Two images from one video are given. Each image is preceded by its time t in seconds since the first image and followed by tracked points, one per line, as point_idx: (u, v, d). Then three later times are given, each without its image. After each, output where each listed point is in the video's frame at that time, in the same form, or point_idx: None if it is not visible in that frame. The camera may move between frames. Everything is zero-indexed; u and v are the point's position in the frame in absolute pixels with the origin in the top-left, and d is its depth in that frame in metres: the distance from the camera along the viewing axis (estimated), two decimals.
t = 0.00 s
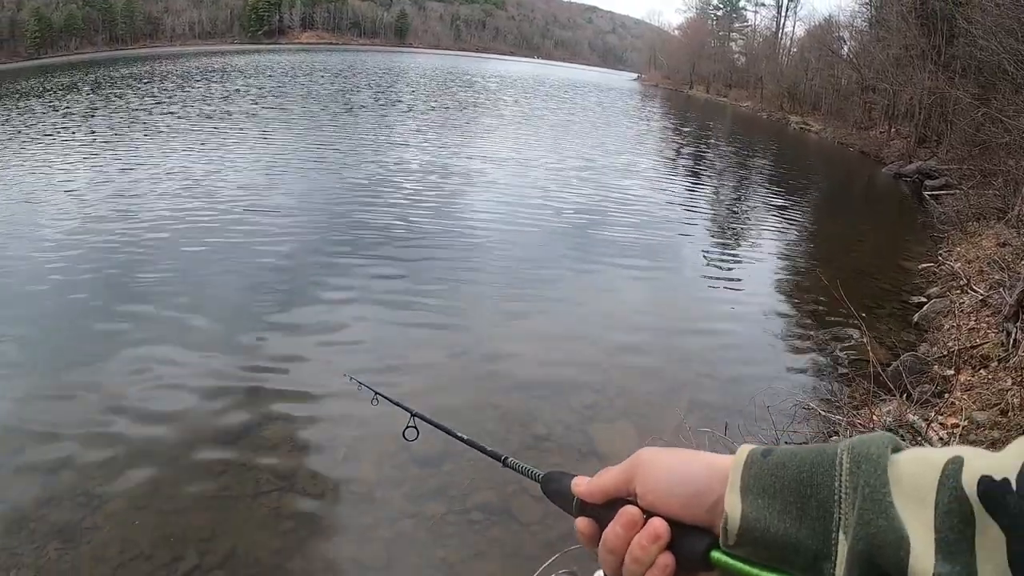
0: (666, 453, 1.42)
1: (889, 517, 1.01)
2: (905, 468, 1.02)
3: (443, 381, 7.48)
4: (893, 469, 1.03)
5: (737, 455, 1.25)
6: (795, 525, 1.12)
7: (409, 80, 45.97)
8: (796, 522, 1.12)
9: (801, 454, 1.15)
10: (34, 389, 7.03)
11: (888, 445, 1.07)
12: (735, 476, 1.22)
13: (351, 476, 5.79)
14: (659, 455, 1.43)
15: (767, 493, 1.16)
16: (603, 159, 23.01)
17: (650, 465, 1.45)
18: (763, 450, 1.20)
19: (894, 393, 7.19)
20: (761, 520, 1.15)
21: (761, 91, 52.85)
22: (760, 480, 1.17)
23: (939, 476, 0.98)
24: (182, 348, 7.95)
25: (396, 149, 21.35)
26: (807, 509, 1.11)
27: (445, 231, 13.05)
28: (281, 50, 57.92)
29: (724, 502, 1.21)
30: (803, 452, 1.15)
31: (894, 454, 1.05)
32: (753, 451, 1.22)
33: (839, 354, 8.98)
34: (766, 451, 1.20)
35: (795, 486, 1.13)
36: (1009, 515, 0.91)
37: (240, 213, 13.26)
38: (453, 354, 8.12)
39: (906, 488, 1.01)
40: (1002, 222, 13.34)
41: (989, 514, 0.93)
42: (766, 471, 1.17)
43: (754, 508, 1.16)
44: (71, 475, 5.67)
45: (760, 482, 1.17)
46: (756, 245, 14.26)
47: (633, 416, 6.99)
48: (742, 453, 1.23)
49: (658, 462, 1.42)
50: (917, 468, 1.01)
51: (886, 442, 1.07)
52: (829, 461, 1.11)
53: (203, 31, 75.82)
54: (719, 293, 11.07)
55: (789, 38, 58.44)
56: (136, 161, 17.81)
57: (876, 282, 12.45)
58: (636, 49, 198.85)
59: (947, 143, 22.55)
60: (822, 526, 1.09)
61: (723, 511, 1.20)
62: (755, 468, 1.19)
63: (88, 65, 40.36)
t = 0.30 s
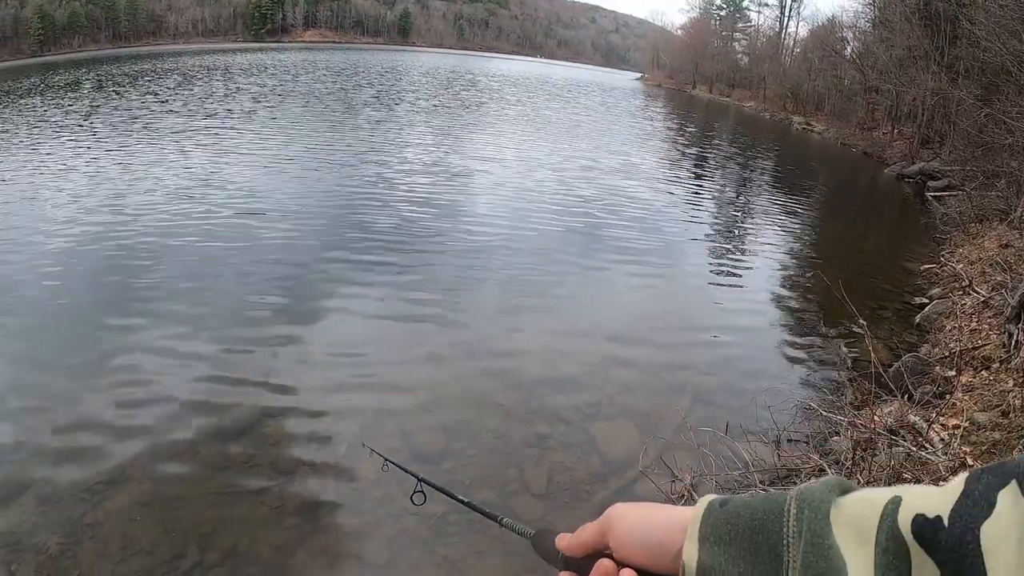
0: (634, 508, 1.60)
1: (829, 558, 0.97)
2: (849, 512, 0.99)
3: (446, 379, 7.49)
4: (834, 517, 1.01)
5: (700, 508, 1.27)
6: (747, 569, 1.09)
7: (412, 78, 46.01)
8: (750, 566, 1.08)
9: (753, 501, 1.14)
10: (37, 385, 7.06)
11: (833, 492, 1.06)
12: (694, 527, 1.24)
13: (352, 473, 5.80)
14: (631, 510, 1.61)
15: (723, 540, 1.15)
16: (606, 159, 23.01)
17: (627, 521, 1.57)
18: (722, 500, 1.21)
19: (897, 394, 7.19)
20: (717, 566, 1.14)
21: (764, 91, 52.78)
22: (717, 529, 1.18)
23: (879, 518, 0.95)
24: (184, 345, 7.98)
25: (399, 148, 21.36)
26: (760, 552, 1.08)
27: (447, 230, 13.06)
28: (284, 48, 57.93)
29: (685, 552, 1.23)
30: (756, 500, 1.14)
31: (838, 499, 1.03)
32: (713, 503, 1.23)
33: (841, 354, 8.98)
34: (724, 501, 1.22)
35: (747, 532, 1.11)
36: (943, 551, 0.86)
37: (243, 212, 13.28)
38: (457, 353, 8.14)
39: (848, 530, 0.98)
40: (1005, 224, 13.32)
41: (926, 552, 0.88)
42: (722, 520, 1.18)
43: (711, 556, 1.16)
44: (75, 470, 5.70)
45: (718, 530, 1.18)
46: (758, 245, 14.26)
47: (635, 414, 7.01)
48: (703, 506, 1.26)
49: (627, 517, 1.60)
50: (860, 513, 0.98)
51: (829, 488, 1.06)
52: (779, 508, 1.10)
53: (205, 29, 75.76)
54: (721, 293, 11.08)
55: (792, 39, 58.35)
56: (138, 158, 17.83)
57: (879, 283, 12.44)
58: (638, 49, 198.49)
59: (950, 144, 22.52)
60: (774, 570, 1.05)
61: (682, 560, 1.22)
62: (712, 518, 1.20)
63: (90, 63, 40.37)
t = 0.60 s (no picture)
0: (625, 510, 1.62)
1: (812, 553, 1.00)
2: (833, 510, 1.03)
3: (446, 378, 7.49)
4: (819, 515, 1.04)
5: (688, 509, 1.29)
6: (734, 566, 1.10)
7: (414, 78, 46.00)
8: (736, 562, 1.10)
9: (740, 500, 1.17)
10: (36, 383, 7.06)
11: (817, 491, 1.09)
12: (683, 525, 1.25)
13: (351, 472, 5.80)
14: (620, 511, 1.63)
15: (711, 538, 1.16)
16: (607, 158, 22.98)
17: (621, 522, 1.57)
18: (710, 501, 1.23)
19: (897, 394, 7.18)
20: (703, 564, 1.15)
21: (766, 91, 52.73)
22: (705, 526, 1.19)
23: (860, 512, 0.99)
24: (184, 343, 7.98)
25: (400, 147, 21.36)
26: (745, 548, 1.10)
27: (448, 229, 13.04)
28: (285, 47, 57.93)
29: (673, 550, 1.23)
30: (741, 499, 1.17)
31: (822, 498, 1.07)
32: (701, 503, 1.25)
33: (842, 355, 8.97)
34: (712, 501, 1.23)
35: (733, 529, 1.13)
36: (920, 545, 0.90)
37: (244, 210, 13.27)
38: (457, 352, 8.14)
39: (832, 526, 1.02)
40: (1007, 225, 13.30)
41: (907, 548, 0.91)
42: (710, 518, 1.19)
43: (698, 554, 1.17)
44: (75, 467, 5.70)
45: (704, 530, 1.19)
46: (760, 246, 14.24)
47: (635, 414, 7.01)
48: (691, 507, 1.28)
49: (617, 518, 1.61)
50: (845, 510, 1.01)
51: (815, 487, 1.09)
52: (765, 507, 1.13)
53: (207, 28, 75.77)
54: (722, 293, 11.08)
55: (794, 39, 58.25)
56: (139, 157, 17.83)
57: (880, 284, 12.42)
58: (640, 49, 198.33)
59: (952, 145, 22.48)
60: (759, 565, 1.06)
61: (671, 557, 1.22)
62: (701, 517, 1.21)
63: (91, 61, 40.36)
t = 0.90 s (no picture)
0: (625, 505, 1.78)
1: (802, 550, 1.17)
2: (821, 507, 1.20)
3: (447, 377, 7.50)
4: (812, 514, 1.20)
5: (685, 505, 1.49)
6: (730, 561, 1.28)
7: (414, 77, 45.91)
8: (732, 557, 1.28)
9: (736, 497, 1.35)
10: (37, 381, 7.07)
11: (809, 490, 1.25)
12: (681, 524, 1.44)
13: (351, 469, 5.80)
14: (613, 509, 1.76)
15: (706, 534, 1.35)
16: (608, 159, 22.95)
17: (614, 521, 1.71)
18: (705, 498, 1.42)
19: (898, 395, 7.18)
20: (700, 559, 1.34)
21: (768, 91, 52.56)
22: (701, 523, 1.38)
23: (852, 508, 1.14)
24: (184, 341, 7.98)
25: (401, 147, 21.34)
26: (739, 544, 1.28)
27: (448, 229, 13.02)
28: (287, 46, 57.87)
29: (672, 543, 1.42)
30: (735, 496, 1.36)
31: (812, 495, 1.24)
32: (698, 500, 1.45)
33: (843, 356, 8.95)
34: (707, 498, 1.42)
35: (730, 523, 1.32)
36: (908, 540, 1.04)
37: (245, 210, 13.26)
38: (457, 351, 8.14)
39: (822, 521, 1.18)
40: (1008, 226, 13.26)
41: (896, 543, 1.05)
42: (704, 514, 1.39)
43: (696, 546, 1.36)
44: (75, 465, 5.71)
45: (700, 524, 1.38)
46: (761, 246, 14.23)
47: (635, 414, 7.00)
48: (688, 502, 1.48)
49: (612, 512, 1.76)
50: (833, 504, 1.18)
51: (807, 484, 1.26)
52: (758, 504, 1.30)
53: (209, 27, 75.78)
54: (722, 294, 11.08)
55: (797, 38, 58.01)
56: (139, 155, 17.83)
57: (881, 285, 12.41)
58: (642, 49, 198.11)
59: (954, 146, 22.42)
60: (753, 557, 1.24)
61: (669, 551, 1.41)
62: (697, 512, 1.40)
63: (92, 60, 40.32)
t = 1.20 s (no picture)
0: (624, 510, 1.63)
1: (814, 562, 1.02)
2: (835, 519, 1.04)
3: (449, 377, 7.50)
4: (823, 524, 1.05)
5: (689, 510, 1.29)
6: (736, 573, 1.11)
7: (417, 77, 46.00)
8: (738, 568, 1.11)
9: (744, 505, 1.17)
10: (39, 378, 7.09)
11: (821, 498, 1.10)
12: (683, 530, 1.26)
13: (351, 469, 5.81)
14: (618, 513, 1.64)
15: (713, 541, 1.17)
16: (609, 159, 22.95)
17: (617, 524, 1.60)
18: (712, 503, 1.23)
19: (899, 397, 7.17)
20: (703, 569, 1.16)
21: (770, 92, 52.60)
22: (706, 530, 1.20)
23: (865, 521, 1.00)
24: (185, 340, 8.00)
25: (403, 146, 21.37)
26: (747, 556, 1.11)
27: (449, 228, 13.05)
28: (289, 45, 58.00)
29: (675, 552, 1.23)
30: (744, 503, 1.17)
31: (825, 505, 1.08)
32: (703, 505, 1.25)
33: (844, 357, 8.94)
34: (714, 505, 1.23)
35: (736, 533, 1.14)
36: (923, 553, 0.91)
37: (246, 209, 13.28)
38: (458, 351, 8.14)
39: (835, 533, 1.03)
40: (1010, 228, 13.25)
41: (912, 558, 0.92)
42: (711, 521, 1.20)
43: (698, 557, 1.18)
44: (76, 462, 5.72)
45: (706, 533, 1.19)
46: (763, 247, 14.22)
47: (635, 415, 7.00)
48: (693, 509, 1.27)
49: (618, 518, 1.62)
50: (847, 516, 1.03)
51: (819, 493, 1.10)
52: (767, 513, 1.13)
53: (211, 26, 75.91)
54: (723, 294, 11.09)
55: (799, 39, 58.01)
56: (142, 155, 17.88)
57: (882, 286, 12.40)
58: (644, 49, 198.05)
59: (955, 147, 22.40)
60: (761, 572, 1.07)
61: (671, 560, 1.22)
62: (702, 520, 1.22)
63: (95, 59, 40.43)
